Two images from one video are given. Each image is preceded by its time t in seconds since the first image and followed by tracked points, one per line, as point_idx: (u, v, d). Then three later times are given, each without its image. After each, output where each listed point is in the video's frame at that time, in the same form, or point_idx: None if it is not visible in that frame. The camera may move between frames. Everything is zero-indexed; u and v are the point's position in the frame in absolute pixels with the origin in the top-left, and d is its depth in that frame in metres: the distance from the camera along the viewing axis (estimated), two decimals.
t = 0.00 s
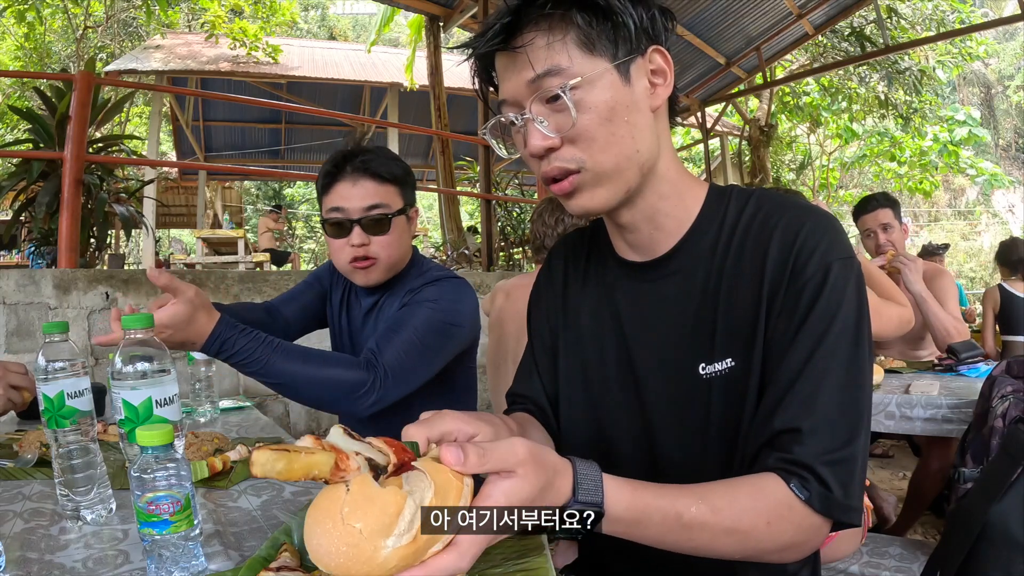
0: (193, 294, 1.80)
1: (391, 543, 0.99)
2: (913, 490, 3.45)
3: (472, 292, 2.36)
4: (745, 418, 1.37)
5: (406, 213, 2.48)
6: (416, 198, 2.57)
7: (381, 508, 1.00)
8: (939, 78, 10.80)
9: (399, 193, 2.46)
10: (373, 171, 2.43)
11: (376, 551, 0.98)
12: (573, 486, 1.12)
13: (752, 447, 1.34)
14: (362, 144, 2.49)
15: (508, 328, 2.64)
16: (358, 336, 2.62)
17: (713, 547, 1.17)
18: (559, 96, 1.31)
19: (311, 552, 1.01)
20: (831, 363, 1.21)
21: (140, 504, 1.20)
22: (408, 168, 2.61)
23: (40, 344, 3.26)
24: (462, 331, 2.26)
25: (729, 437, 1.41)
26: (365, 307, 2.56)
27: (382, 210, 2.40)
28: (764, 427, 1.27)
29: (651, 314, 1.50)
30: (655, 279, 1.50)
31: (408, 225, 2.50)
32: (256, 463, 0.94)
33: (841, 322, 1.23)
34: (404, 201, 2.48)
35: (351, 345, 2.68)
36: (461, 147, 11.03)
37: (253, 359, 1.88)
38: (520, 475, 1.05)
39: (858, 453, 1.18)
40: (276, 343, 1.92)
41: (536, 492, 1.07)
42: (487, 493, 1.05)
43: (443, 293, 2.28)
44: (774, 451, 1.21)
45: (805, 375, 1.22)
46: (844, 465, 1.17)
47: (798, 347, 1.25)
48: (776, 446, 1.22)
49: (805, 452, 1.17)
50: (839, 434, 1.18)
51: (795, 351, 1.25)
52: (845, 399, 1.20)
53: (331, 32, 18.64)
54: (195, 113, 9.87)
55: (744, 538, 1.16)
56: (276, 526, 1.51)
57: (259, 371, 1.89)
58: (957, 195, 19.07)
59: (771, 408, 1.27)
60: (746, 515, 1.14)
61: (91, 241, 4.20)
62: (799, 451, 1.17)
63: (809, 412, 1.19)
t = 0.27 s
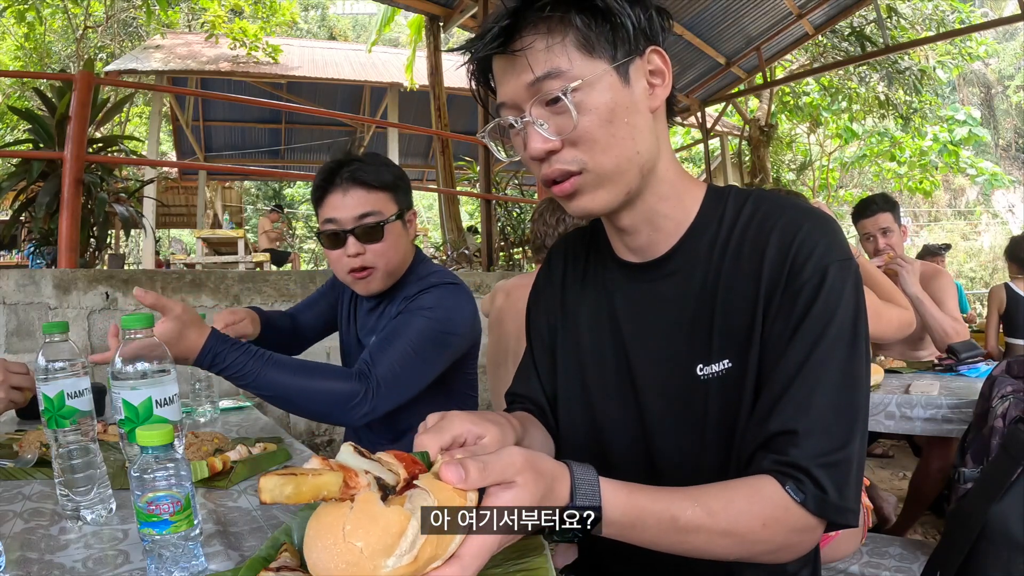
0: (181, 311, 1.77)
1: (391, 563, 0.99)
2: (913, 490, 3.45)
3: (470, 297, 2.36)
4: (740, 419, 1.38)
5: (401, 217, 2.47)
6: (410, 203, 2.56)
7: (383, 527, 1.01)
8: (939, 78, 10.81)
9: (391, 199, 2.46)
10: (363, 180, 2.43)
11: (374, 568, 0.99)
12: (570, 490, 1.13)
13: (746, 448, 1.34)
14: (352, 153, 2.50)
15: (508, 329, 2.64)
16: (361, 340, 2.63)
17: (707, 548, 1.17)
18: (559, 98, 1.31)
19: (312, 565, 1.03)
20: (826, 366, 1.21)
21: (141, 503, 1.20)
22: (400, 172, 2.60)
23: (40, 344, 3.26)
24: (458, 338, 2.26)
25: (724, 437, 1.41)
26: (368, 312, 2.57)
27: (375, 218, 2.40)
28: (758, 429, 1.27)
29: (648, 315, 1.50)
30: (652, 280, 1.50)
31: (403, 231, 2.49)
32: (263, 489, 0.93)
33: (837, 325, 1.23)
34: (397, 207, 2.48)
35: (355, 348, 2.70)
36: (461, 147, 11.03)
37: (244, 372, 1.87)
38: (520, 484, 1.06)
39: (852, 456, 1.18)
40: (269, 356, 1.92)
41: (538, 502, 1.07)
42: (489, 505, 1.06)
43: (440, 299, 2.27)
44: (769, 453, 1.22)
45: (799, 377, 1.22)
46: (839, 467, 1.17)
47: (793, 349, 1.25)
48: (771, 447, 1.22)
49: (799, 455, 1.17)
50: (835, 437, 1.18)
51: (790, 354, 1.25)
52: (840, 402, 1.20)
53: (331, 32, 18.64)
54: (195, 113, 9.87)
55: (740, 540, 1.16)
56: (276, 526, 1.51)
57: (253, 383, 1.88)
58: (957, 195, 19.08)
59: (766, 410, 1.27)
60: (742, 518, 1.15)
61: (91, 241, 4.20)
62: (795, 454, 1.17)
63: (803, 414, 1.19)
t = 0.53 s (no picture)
0: (179, 321, 1.75)
1: (387, 560, 1.00)
2: (913, 490, 3.45)
3: (468, 300, 2.36)
4: (738, 420, 1.38)
5: (403, 217, 2.48)
6: (412, 202, 2.56)
7: (381, 524, 1.01)
8: (939, 78, 10.81)
9: (393, 198, 2.46)
10: (366, 179, 2.43)
11: (370, 565, 0.99)
12: (568, 492, 1.13)
13: (743, 449, 1.34)
14: (355, 152, 2.51)
15: (508, 329, 2.64)
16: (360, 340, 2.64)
17: (705, 550, 1.17)
18: (559, 103, 1.31)
19: (309, 560, 1.02)
20: (824, 368, 1.21)
21: (141, 503, 1.20)
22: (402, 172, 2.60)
23: (40, 344, 3.26)
24: (456, 341, 2.27)
25: (722, 438, 1.41)
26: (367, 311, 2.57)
27: (376, 216, 2.41)
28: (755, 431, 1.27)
29: (647, 315, 1.50)
30: (651, 282, 1.50)
31: (404, 230, 2.49)
32: (280, 489, 0.92)
33: (835, 327, 1.23)
34: (398, 206, 2.48)
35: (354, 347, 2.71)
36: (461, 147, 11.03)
37: (243, 378, 1.85)
38: (518, 486, 1.07)
39: (849, 458, 1.18)
40: (268, 364, 1.91)
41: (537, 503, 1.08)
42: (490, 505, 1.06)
43: (438, 301, 2.27)
44: (766, 455, 1.22)
45: (797, 379, 1.22)
46: (835, 469, 1.17)
47: (791, 351, 1.25)
48: (768, 449, 1.22)
49: (796, 457, 1.17)
50: (831, 439, 1.18)
51: (788, 356, 1.25)
52: (837, 404, 1.20)
53: (331, 32, 18.63)
54: (195, 113, 9.87)
55: (737, 541, 1.16)
56: (276, 526, 1.51)
57: (250, 390, 1.87)
58: (957, 195, 19.08)
59: (763, 412, 1.27)
60: (739, 520, 1.15)
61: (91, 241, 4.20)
62: (791, 456, 1.17)
63: (801, 416, 1.19)
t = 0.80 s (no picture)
0: (181, 325, 1.75)
1: (382, 570, 0.99)
2: (913, 490, 3.45)
3: (467, 299, 2.36)
4: (737, 421, 1.38)
5: (402, 218, 2.48)
6: (411, 203, 2.56)
7: (378, 536, 1.00)
8: (939, 77, 10.81)
9: (392, 199, 2.46)
10: (364, 179, 2.43)
11: (365, 570, 0.98)
12: (566, 493, 1.14)
13: (742, 450, 1.34)
14: (355, 152, 2.51)
15: (508, 329, 2.64)
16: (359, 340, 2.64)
17: (703, 550, 1.18)
18: (559, 106, 1.31)
19: (310, 562, 1.02)
20: (821, 369, 1.21)
21: (141, 504, 1.20)
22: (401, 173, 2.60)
23: (40, 344, 3.26)
24: (456, 339, 2.27)
25: (721, 439, 1.41)
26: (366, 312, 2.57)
27: (376, 216, 2.41)
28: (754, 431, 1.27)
29: (646, 317, 1.50)
30: (650, 283, 1.50)
31: (403, 230, 2.50)
32: (296, 501, 0.95)
33: (833, 328, 1.22)
34: (397, 206, 2.48)
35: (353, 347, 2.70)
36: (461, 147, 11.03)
37: (243, 380, 1.85)
38: (517, 492, 1.08)
39: (848, 459, 1.18)
40: (269, 364, 1.91)
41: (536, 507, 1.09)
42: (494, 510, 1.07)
43: (437, 300, 2.27)
44: (763, 457, 1.22)
45: (795, 381, 1.22)
46: (833, 471, 1.17)
47: (790, 352, 1.25)
48: (767, 451, 1.22)
49: (794, 459, 1.17)
50: (829, 440, 1.18)
51: (787, 358, 1.25)
52: (835, 406, 1.20)
53: (331, 32, 18.63)
54: (195, 113, 9.87)
55: (734, 542, 1.17)
56: (276, 526, 1.52)
57: (251, 391, 1.87)
58: (957, 194, 19.08)
59: (762, 413, 1.27)
60: (737, 521, 1.16)
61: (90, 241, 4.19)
62: (789, 458, 1.18)
63: (799, 417, 1.19)
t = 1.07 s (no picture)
0: (183, 322, 1.76)
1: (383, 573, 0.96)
2: (913, 490, 3.44)
3: (466, 298, 2.36)
4: (735, 421, 1.38)
5: (399, 218, 2.48)
6: (408, 204, 2.56)
7: (378, 541, 0.98)
8: (940, 77, 10.81)
9: (390, 199, 2.46)
10: (362, 179, 2.43)
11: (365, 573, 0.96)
12: (562, 491, 1.15)
13: (739, 449, 1.35)
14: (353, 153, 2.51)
15: (509, 329, 2.64)
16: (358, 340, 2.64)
17: (700, 547, 1.19)
18: (562, 107, 1.31)
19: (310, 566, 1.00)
20: (819, 368, 1.21)
21: (141, 504, 1.20)
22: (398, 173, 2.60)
23: (40, 344, 3.26)
24: (455, 338, 2.27)
25: (720, 438, 1.41)
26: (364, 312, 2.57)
27: (373, 217, 2.41)
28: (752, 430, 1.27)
29: (645, 317, 1.50)
30: (649, 282, 1.50)
31: (401, 231, 2.50)
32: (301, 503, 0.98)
33: (830, 328, 1.23)
34: (395, 207, 2.48)
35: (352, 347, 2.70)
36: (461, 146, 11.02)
37: (244, 378, 1.85)
38: (514, 490, 1.09)
39: (845, 458, 1.18)
40: (269, 362, 1.91)
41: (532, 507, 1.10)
42: (495, 510, 1.06)
43: (435, 299, 2.27)
44: (761, 455, 1.22)
45: (793, 380, 1.22)
46: (831, 470, 1.17)
47: (787, 352, 1.25)
48: (764, 449, 1.23)
49: (791, 458, 1.18)
50: (826, 439, 1.18)
51: (785, 357, 1.25)
52: (832, 405, 1.20)
53: (331, 32, 18.63)
54: (195, 113, 9.87)
55: (731, 539, 1.18)
56: (276, 526, 1.52)
57: (251, 389, 1.87)
58: (957, 194, 19.08)
59: (760, 412, 1.27)
60: (734, 519, 1.17)
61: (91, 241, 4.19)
62: (786, 457, 1.18)
63: (797, 416, 1.19)
